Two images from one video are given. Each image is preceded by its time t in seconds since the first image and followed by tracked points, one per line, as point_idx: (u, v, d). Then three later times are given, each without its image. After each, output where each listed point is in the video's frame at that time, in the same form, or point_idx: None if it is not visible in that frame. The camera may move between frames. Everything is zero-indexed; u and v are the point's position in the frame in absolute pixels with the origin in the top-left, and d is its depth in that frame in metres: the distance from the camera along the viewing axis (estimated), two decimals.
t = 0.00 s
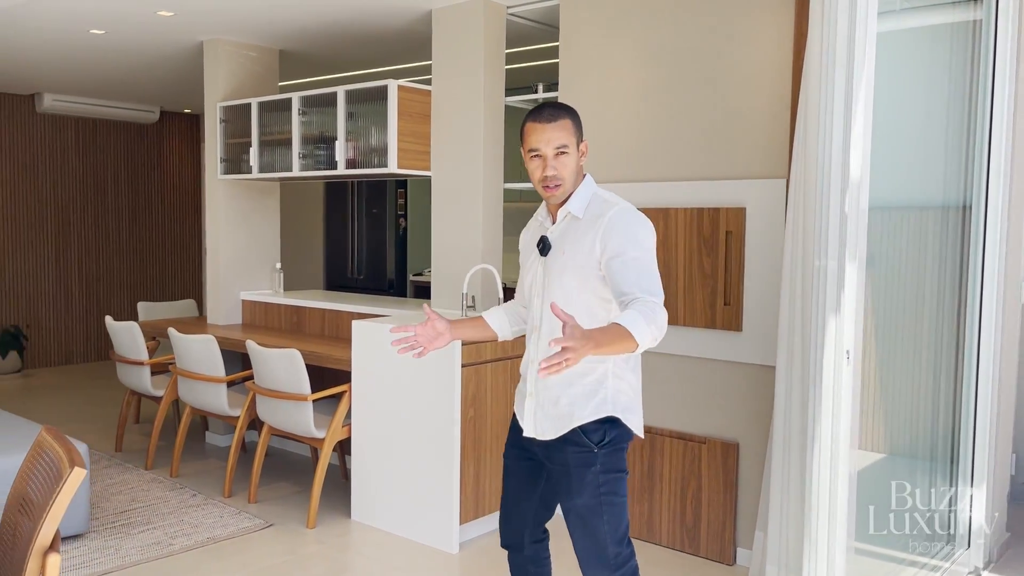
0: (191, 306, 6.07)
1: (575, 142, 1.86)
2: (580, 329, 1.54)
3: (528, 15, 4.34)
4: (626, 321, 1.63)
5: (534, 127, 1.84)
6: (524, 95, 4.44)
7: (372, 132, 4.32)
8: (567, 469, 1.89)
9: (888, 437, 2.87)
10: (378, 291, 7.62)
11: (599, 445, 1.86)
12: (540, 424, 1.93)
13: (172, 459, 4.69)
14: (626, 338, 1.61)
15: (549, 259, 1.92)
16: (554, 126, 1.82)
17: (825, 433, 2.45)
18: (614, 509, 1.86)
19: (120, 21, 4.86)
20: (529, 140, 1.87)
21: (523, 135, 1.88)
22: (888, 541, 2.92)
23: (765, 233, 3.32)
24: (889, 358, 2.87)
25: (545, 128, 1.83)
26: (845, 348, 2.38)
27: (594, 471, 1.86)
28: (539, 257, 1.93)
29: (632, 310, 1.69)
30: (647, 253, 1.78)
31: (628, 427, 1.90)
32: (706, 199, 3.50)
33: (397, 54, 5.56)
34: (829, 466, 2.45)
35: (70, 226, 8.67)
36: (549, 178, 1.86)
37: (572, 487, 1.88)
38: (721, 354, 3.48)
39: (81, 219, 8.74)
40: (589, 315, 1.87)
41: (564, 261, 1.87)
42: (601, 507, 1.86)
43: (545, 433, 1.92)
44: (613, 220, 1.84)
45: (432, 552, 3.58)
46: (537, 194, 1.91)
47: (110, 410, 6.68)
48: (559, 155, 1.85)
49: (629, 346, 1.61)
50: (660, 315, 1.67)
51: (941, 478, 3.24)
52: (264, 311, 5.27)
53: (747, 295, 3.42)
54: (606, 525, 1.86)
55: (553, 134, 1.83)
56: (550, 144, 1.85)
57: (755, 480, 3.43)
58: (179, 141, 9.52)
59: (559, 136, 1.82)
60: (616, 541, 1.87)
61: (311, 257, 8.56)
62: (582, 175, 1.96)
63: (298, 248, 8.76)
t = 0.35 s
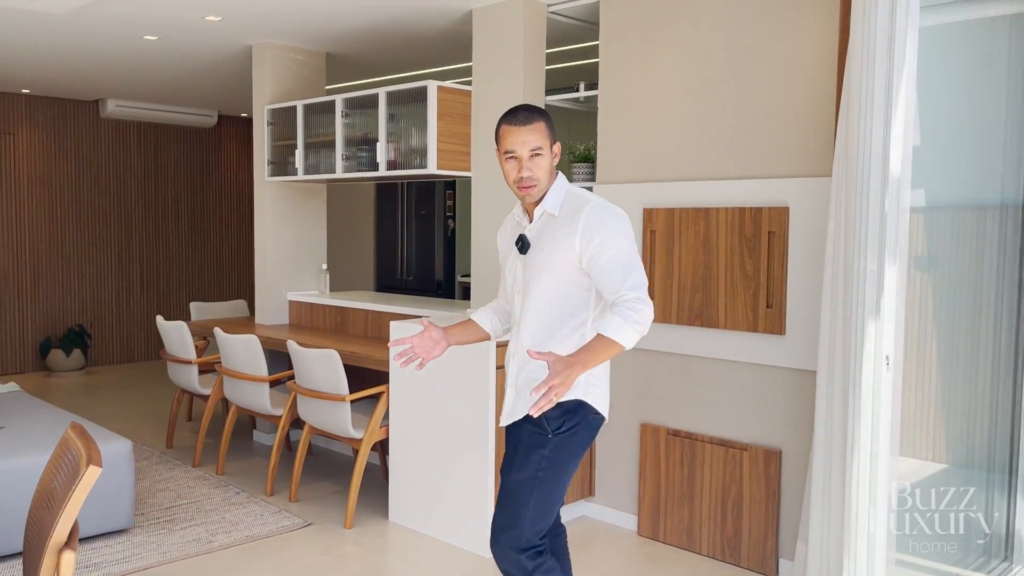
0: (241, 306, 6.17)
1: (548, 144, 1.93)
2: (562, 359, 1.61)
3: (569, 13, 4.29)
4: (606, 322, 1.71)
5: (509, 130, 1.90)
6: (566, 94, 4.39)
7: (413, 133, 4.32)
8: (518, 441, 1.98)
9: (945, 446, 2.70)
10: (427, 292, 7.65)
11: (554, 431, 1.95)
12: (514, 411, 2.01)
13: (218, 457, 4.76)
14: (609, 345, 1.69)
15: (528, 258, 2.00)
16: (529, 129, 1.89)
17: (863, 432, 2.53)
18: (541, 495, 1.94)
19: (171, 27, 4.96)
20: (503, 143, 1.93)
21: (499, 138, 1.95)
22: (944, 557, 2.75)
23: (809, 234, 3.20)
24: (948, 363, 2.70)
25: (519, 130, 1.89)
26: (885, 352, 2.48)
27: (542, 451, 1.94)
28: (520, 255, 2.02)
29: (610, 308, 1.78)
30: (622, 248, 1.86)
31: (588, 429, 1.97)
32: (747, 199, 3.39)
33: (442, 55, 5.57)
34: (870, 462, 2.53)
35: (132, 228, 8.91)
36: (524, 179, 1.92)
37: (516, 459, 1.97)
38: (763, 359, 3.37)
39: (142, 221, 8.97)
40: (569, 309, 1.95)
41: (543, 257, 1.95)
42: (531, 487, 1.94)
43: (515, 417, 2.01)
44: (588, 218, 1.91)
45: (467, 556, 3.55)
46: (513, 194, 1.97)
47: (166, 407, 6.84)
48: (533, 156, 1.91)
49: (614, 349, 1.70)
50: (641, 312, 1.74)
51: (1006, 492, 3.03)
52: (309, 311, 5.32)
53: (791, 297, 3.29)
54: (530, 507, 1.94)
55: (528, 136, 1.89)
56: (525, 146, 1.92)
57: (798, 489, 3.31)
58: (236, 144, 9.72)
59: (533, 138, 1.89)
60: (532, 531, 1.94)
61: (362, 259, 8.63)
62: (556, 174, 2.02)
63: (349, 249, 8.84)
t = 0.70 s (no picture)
0: (290, 307, 6.27)
1: (519, 148, 2.05)
2: (494, 351, 1.66)
3: (609, 12, 4.23)
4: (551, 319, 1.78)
5: (482, 134, 2.05)
6: (605, 93, 4.33)
7: (451, 135, 4.31)
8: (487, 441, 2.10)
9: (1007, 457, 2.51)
10: (474, 293, 7.66)
11: (514, 433, 2.05)
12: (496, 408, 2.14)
13: (262, 455, 4.84)
14: (554, 340, 1.74)
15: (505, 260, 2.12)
16: (497, 133, 2.02)
17: (897, 435, 2.57)
18: (501, 491, 2.04)
19: (219, 33, 5.05)
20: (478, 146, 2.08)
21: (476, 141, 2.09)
22: None
23: (849, 234, 3.08)
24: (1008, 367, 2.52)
25: (490, 134, 2.03)
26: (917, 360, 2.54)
27: (503, 451, 2.05)
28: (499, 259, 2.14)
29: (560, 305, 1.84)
30: (577, 245, 1.92)
31: (552, 434, 2.05)
32: (785, 199, 3.30)
33: (485, 57, 5.57)
34: (902, 463, 2.56)
35: (191, 230, 9.14)
36: (493, 181, 2.06)
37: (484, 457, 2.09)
38: (801, 363, 3.27)
39: (200, 223, 9.21)
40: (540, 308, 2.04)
41: (511, 261, 2.06)
42: (493, 483, 2.05)
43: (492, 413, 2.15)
44: (548, 219, 1.99)
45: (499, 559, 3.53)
46: (485, 193, 2.11)
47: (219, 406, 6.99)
48: (502, 159, 2.04)
49: (562, 347, 1.75)
50: (588, 309, 1.78)
51: None
52: (353, 312, 5.38)
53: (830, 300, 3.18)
54: (492, 501, 2.05)
55: (497, 140, 2.03)
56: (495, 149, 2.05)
57: (839, 498, 3.20)
58: (291, 147, 9.89)
59: (501, 143, 2.02)
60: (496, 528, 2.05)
61: (411, 260, 8.69)
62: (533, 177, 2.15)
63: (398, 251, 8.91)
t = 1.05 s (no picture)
0: (333, 307, 6.36)
1: (490, 144, 2.09)
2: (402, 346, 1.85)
3: (642, 10, 4.18)
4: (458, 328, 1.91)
5: (458, 123, 2.11)
6: (639, 92, 4.28)
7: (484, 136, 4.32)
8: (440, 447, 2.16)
9: None
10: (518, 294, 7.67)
11: (464, 437, 2.11)
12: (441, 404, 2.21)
13: (301, 453, 4.91)
14: (454, 348, 1.89)
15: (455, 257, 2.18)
16: (471, 124, 2.08)
17: (920, 442, 2.52)
18: (457, 493, 2.10)
19: (262, 38, 5.15)
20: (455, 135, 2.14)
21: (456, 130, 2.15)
22: None
23: (882, 235, 2.99)
24: None
25: (463, 125, 2.09)
26: (939, 366, 2.49)
27: (455, 455, 2.11)
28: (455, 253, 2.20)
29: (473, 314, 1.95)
30: (509, 254, 1.96)
31: (502, 434, 2.10)
32: (817, 198, 3.20)
33: (524, 58, 5.56)
34: (922, 473, 2.53)
35: (244, 231, 9.34)
36: (459, 171, 2.11)
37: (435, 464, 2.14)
38: (833, 368, 3.17)
39: (253, 225, 9.40)
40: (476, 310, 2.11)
41: (457, 264, 2.13)
42: (449, 486, 2.11)
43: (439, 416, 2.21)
44: (489, 223, 2.04)
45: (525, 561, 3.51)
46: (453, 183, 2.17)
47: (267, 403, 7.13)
48: (472, 151, 2.09)
49: (460, 354, 1.90)
50: (492, 327, 1.89)
51: None
52: (391, 312, 5.43)
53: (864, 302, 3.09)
54: (449, 505, 2.11)
55: (470, 132, 2.08)
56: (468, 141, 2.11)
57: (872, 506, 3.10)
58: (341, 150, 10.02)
59: (471, 135, 2.08)
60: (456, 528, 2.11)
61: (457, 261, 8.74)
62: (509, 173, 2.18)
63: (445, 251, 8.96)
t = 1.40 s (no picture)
0: (378, 305, 6.44)
1: (479, 141, 2.04)
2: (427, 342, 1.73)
3: (681, 5, 4.13)
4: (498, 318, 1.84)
5: (445, 118, 2.02)
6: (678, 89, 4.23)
7: (521, 134, 4.32)
8: (453, 454, 2.08)
9: None
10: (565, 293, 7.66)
11: (484, 439, 2.06)
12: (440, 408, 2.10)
13: (342, 450, 4.97)
14: (501, 337, 1.79)
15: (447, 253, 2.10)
16: (462, 120, 2.00)
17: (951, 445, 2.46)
18: (486, 499, 2.07)
19: (306, 41, 5.22)
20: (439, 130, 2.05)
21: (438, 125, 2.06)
22: None
23: (922, 232, 2.89)
24: None
25: (453, 121, 2.01)
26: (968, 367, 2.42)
27: (478, 461, 2.06)
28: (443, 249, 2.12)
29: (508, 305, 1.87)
30: (532, 246, 1.96)
31: (516, 428, 2.09)
32: (856, 195, 3.12)
33: (566, 57, 5.54)
34: (954, 481, 2.46)
35: (297, 232, 9.52)
36: (447, 168, 2.03)
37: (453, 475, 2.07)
38: (872, 369, 3.08)
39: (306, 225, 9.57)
40: (483, 305, 2.06)
41: (462, 254, 2.06)
42: (475, 494, 2.07)
43: (439, 417, 2.11)
44: (502, 216, 2.01)
45: (558, 561, 3.49)
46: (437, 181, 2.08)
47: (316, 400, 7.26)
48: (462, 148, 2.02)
49: (506, 344, 1.80)
50: (539, 310, 1.84)
51: None
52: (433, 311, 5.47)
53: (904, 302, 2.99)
54: (477, 512, 2.08)
55: (460, 128, 2.01)
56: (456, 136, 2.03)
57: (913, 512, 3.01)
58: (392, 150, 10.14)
59: (462, 131, 2.01)
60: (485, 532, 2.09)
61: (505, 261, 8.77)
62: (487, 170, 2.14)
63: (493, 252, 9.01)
